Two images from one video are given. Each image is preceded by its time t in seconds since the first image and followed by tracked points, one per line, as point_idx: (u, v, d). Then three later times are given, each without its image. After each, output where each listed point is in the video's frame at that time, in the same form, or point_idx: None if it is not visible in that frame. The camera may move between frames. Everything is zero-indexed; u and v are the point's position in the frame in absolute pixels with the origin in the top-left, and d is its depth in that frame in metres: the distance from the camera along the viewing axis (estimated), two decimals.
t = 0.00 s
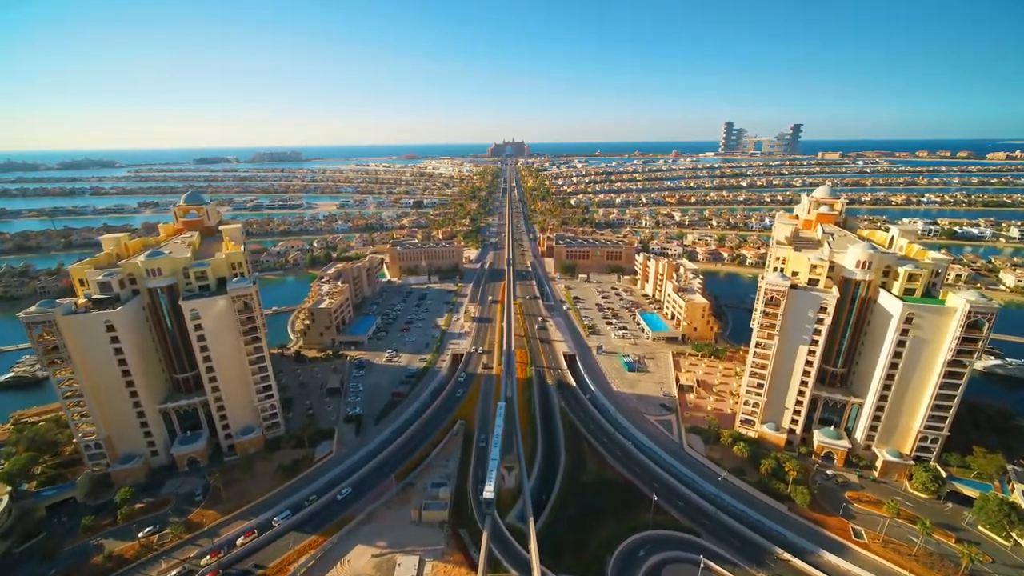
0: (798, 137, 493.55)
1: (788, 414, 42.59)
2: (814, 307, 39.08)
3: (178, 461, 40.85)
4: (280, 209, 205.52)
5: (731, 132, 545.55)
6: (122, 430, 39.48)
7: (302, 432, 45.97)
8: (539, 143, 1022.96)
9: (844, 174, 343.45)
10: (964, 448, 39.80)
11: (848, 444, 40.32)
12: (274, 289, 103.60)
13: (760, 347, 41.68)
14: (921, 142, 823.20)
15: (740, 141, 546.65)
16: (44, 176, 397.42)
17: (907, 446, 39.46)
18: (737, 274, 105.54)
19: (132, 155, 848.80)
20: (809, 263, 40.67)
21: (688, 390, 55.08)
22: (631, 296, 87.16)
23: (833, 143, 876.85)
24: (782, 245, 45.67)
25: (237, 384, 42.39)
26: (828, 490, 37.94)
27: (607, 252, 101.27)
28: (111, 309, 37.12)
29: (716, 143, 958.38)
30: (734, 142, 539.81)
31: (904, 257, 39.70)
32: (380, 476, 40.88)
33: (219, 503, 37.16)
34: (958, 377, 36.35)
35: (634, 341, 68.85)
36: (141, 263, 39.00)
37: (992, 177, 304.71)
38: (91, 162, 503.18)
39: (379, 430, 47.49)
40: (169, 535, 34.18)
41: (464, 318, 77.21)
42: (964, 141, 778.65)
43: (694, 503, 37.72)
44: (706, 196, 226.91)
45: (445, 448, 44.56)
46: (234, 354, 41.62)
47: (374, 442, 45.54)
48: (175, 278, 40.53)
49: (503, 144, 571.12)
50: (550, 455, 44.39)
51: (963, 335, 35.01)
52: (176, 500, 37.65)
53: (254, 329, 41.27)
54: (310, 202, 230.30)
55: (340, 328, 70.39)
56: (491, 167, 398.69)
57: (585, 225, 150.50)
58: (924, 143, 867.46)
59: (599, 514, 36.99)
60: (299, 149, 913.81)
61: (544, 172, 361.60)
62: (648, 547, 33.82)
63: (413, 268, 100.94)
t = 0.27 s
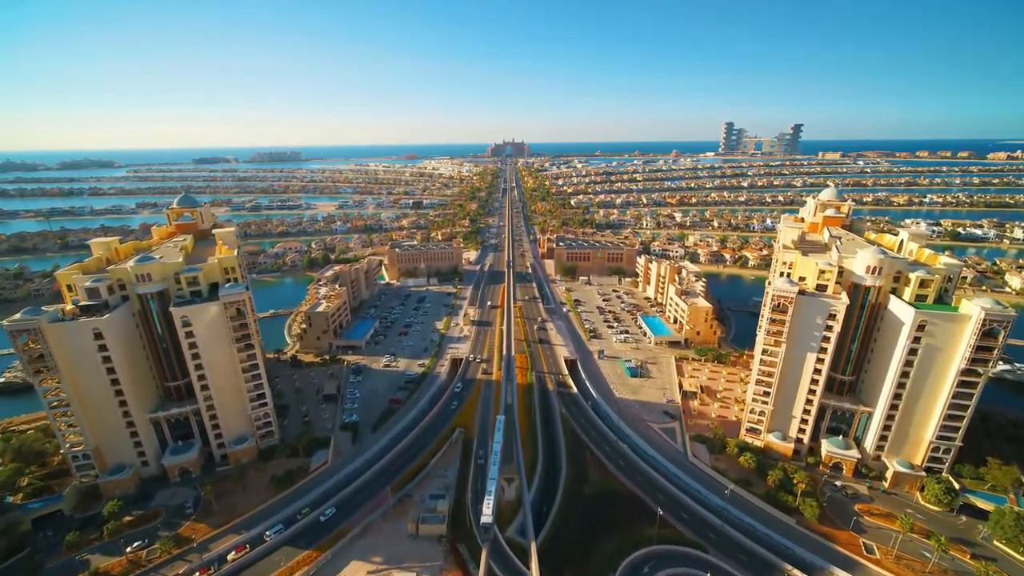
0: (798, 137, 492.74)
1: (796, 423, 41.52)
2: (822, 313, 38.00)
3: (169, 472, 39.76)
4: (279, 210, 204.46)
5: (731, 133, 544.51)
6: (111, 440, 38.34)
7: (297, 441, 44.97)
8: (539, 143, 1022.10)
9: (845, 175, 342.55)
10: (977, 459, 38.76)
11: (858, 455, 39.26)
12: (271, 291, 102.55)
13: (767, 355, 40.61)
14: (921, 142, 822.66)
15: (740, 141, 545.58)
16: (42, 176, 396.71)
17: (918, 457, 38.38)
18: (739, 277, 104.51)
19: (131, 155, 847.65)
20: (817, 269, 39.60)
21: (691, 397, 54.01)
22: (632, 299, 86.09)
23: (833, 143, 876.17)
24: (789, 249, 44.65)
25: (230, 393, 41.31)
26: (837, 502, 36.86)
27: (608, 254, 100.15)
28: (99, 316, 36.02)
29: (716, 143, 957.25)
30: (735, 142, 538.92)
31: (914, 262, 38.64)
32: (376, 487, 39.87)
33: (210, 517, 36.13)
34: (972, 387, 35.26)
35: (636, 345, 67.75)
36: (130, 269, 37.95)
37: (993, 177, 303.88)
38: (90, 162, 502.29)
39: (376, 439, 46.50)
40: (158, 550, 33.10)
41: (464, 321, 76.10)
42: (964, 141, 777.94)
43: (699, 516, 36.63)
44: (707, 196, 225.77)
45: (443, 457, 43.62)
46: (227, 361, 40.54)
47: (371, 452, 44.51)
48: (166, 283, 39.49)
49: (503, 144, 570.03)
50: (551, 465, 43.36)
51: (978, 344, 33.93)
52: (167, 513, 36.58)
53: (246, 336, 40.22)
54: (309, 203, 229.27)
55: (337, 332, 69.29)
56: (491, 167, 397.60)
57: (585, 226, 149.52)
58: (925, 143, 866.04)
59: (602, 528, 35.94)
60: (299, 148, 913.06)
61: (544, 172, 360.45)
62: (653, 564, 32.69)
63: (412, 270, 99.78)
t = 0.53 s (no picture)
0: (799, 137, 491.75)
1: (803, 433, 40.46)
2: (832, 320, 36.91)
3: (159, 483, 38.67)
4: (277, 210, 203.25)
5: (731, 133, 543.13)
6: (99, 451, 37.25)
7: (291, 450, 43.97)
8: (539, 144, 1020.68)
9: (845, 175, 341.59)
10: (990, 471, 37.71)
11: (867, 466, 38.20)
12: (269, 293, 101.43)
13: (774, 362, 39.54)
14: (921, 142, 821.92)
15: (740, 141, 544.28)
16: (41, 176, 395.79)
17: (929, 468, 37.31)
18: (742, 279, 103.42)
19: (131, 155, 846.07)
20: (826, 274, 38.53)
21: (695, 404, 52.94)
22: (634, 302, 84.97)
23: (833, 143, 875.38)
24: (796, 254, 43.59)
25: (222, 402, 40.25)
26: (847, 516, 35.80)
27: (609, 255, 98.96)
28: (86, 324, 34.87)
29: (716, 143, 956.13)
30: (735, 142, 537.67)
31: (926, 267, 37.57)
32: (372, 499, 38.85)
33: (201, 530, 35.10)
34: (986, 397, 34.20)
35: (638, 350, 66.64)
36: (119, 275, 36.83)
37: (994, 177, 303.05)
38: (89, 162, 500.87)
39: (372, 447, 45.46)
40: (145, 566, 32.04)
41: (463, 325, 74.94)
42: (964, 142, 777.38)
43: (705, 530, 35.56)
44: (708, 197, 224.56)
45: (441, 467, 42.66)
46: (219, 369, 39.48)
47: (367, 461, 43.43)
48: (156, 289, 38.37)
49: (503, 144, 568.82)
50: (552, 476, 42.28)
51: (993, 353, 32.86)
52: (156, 527, 35.49)
53: (239, 344, 39.15)
54: (309, 204, 228.21)
55: (334, 336, 68.18)
56: (490, 167, 396.38)
57: (586, 227, 148.38)
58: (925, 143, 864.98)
59: (605, 542, 34.86)
60: (298, 148, 911.12)
61: (543, 172, 359.01)
62: None
63: (410, 272, 98.62)
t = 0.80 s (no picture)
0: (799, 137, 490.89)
1: (811, 443, 39.41)
2: (841, 328, 35.80)
3: (149, 495, 37.58)
4: (276, 211, 202.12)
5: (731, 133, 541.93)
6: (86, 463, 36.15)
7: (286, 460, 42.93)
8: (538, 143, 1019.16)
9: (846, 176, 340.72)
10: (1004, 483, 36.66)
11: (878, 477, 37.13)
12: (266, 296, 100.32)
13: (782, 371, 38.46)
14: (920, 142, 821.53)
15: (740, 141, 543.22)
16: (39, 177, 394.73)
17: (942, 480, 36.26)
18: (744, 281, 102.35)
19: (130, 155, 845.27)
20: (835, 280, 37.43)
21: (699, 410, 51.88)
22: (635, 305, 83.89)
23: (833, 143, 874.85)
24: (803, 258, 42.53)
25: (214, 411, 39.16)
26: (857, 529, 34.75)
27: (610, 257, 97.82)
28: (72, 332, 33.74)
29: (716, 143, 955.21)
30: (735, 142, 536.61)
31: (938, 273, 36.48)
32: (368, 512, 37.86)
33: (190, 546, 34.04)
34: (1002, 407, 33.14)
35: (639, 354, 65.55)
36: (107, 281, 35.74)
37: (995, 177, 302.36)
38: (87, 162, 499.58)
39: (369, 457, 44.43)
40: None
41: (462, 328, 73.82)
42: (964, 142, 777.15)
43: (711, 545, 34.47)
44: (709, 197, 223.54)
45: (439, 478, 41.67)
46: (211, 378, 38.39)
47: (363, 472, 42.37)
48: (146, 295, 37.29)
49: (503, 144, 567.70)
50: (553, 486, 41.23)
51: (1010, 363, 31.78)
52: (145, 542, 34.42)
53: (231, 352, 38.08)
54: (308, 204, 227.17)
55: (331, 341, 67.11)
56: (490, 167, 395.36)
57: (587, 228, 147.27)
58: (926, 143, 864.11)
59: (608, 558, 33.80)
60: (297, 148, 908.51)
61: (543, 172, 357.85)
62: None
63: (409, 274, 97.52)
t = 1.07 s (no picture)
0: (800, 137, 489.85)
1: (820, 453, 38.33)
2: (852, 336, 34.73)
3: (139, 508, 36.49)
4: (274, 212, 201.06)
5: (732, 133, 540.60)
6: (74, 474, 35.07)
7: (280, 470, 41.83)
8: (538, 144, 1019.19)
9: (847, 176, 339.78)
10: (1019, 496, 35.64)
11: (889, 489, 36.05)
12: (263, 298, 99.29)
13: (789, 379, 37.39)
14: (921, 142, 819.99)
15: (741, 141, 541.93)
16: (38, 177, 393.79)
17: (955, 493, 35.15)
18: (747, 283, 101.24)
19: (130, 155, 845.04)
20: (844, 286, 36.39)
21: (703, 418, 50.78)
22: (637, 308, 82.83)
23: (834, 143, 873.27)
24: (811, 264, 41.46)
25: (205, 421, 38.04)
26: (868, 544, 33.71)
27: (611, 260, 96.67)
28: (58, 340, 32.64)
29: (716, 143, 954.23)
30: (735, 142, 535.47)
31: (951, 280, 35.42)
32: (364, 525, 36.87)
33: (179, 561, 32.97)
34: (1019, 419, 32.06)
35: (642, 359, 64.45)
36: (94, 287, 34.65)
37: (998, 177, 301.17)
38: (86, 163, 498.65)
39: (366, 466, 43.41)
40: None
41: (461, 332, 72.73)
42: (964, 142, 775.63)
43: (718, 561, 33.41)
44: (710, 198, 222.47)
45: (438, 488, 40.68)
46: (202, 387, 37.26)
47: (359, 482, 41.27)
48: (135, 302, 36.21)
49: (503, 144, 566.53)
50: (555, 497, 40.20)
51: None
52: (134, 557, 33.38)
53: (223, 360, 36.96)
54: (307, 205, 226.06)
55: (329, 345, 66.03)
56: (490, 167, 394.19)
57: (587, 229, 146.18)
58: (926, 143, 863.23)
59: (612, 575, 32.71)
60: (297, 149, 908.06)
61: (543, 173, 356.86)
62: None
63: (408, 276, 96.41)
